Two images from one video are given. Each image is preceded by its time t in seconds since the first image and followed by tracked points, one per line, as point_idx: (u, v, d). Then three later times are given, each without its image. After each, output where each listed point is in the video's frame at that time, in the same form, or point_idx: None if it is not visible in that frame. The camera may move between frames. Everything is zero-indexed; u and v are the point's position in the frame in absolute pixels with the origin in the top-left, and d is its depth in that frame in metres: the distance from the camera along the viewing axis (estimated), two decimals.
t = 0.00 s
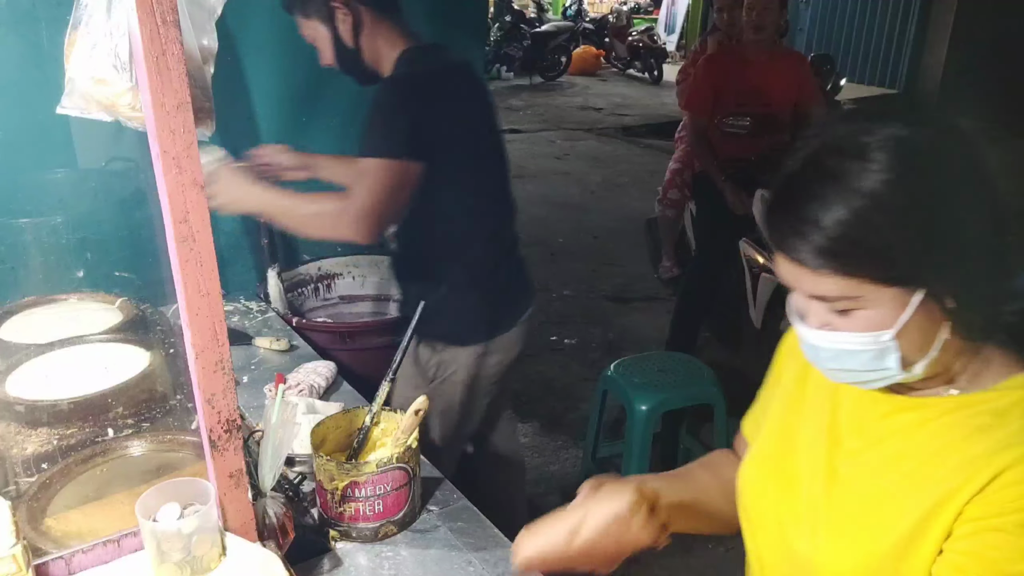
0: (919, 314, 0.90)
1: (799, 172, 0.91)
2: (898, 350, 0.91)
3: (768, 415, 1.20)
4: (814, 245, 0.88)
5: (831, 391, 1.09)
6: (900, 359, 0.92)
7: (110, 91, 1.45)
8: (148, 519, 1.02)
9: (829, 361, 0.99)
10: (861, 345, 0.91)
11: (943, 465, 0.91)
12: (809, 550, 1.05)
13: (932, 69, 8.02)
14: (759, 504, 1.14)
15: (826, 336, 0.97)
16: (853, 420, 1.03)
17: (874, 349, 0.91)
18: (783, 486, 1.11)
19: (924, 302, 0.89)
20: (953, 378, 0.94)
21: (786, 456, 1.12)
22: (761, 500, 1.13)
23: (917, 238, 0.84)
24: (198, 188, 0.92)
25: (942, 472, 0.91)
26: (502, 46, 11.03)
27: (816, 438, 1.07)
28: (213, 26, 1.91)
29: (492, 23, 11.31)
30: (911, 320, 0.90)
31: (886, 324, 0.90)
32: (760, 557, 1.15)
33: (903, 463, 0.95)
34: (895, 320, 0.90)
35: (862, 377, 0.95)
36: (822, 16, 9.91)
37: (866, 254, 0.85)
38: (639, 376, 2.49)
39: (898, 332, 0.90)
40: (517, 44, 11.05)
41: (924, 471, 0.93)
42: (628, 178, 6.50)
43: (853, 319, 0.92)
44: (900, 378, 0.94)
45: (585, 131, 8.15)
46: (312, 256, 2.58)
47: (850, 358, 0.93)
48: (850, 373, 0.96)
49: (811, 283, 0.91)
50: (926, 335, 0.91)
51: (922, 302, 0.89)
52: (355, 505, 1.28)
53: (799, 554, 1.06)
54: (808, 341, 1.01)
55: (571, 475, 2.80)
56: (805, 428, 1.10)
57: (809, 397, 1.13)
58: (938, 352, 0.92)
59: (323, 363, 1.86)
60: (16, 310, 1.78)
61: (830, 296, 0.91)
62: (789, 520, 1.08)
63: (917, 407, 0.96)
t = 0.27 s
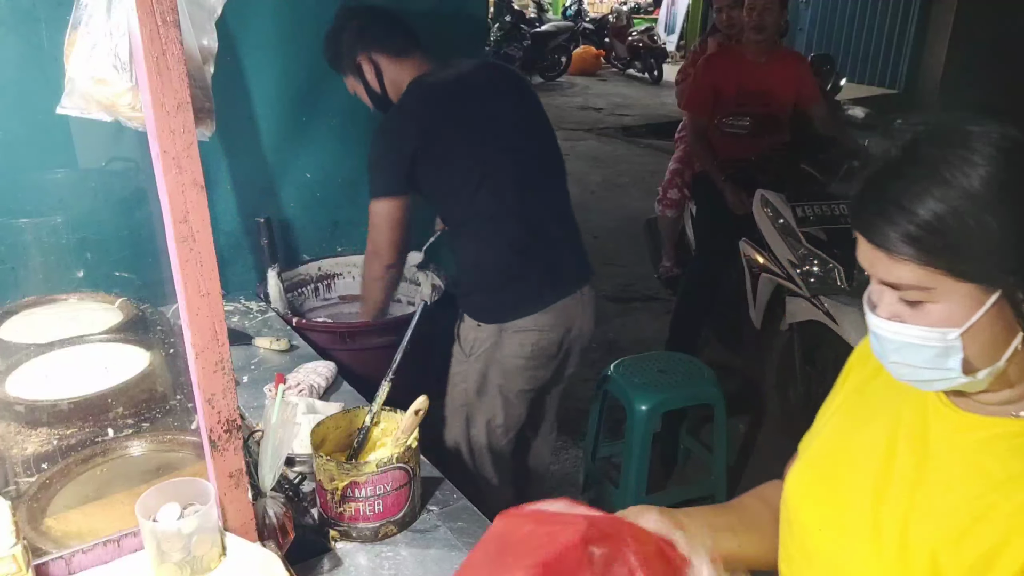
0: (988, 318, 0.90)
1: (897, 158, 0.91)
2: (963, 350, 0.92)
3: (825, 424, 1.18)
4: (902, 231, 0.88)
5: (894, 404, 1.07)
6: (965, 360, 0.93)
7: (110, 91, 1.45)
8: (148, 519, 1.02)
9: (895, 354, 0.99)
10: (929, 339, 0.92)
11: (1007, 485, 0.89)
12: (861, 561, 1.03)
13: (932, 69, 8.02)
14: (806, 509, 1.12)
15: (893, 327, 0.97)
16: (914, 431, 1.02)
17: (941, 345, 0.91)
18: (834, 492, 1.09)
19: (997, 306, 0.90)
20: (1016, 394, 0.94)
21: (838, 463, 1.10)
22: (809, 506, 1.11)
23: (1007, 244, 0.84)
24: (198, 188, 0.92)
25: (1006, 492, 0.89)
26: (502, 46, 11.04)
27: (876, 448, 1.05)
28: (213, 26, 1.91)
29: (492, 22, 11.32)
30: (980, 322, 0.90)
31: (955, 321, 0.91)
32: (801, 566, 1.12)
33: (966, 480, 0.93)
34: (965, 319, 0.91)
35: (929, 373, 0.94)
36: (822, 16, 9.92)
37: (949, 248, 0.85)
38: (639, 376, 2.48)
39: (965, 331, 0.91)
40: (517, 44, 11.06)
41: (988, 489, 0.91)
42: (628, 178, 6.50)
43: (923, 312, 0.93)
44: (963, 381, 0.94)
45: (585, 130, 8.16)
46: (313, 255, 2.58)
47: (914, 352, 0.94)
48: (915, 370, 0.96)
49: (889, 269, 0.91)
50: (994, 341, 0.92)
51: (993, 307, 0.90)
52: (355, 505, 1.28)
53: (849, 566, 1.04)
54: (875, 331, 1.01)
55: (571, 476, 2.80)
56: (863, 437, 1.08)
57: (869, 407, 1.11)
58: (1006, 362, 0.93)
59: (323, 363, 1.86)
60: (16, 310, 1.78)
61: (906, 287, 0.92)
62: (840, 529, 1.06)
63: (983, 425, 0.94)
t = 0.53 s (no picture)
0: (1003, 330, 0.86)
1: (899, 166, 0.85)
2: (974, 363, 0.88)
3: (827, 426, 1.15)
4: (908, 246, 0.83)
5: (898, 406, 1.04)
6: (977, 373, 0.89)
7: (110, 91, 1.45)
8: (148, 519, 1.02)
9: (903, 368, 0.95)
10: (941, 353, 0.88)
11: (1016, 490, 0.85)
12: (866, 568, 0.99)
13: (932, 70, 8.04)
14: (810, 514, 1.08)
15: (901, 342, 0.94)
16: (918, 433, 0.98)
17: (952, 359, 0.88)
18: (837, 496, 1.05)
19: (1011, 316, 0.85)
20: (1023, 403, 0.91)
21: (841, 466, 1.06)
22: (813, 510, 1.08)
23: None
24: (198, 188, 0.92)
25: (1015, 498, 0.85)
26: (502, 46, 11.04)
27: (881, 452, 1.02)
28: (213, 25, 1.90)
29: (492, 22, 11.33)
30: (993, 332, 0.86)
31: (966, 334, 0.87)
32: None
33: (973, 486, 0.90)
34: (977, 332, 0.86)
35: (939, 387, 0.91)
36: (822, 16, 9.94)
37: (959, 262, 0.80)
38: (639, 376, 2.48)
39: (978, 344, 0.87)
40: (517, 44, 11.06)
41: (997, 496, 0.87)
42: (627, 178, 6.51)
43: (934, 326, 0.89)
44: (976, 394, 0.90)
45: (585, 130, 8.16)
46: (313, 255, 2.58)
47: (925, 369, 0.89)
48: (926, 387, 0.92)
49: (897, 285, 0.87)
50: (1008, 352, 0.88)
51: (1009, 320, 0.85)
52: (355, 505, 1.28)
53: None
54: (883, 346, 0.97)
55: (571, 476, 2.80)
56: (867, 440, 1.05)
57: (871, 409, 1.08)
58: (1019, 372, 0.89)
59: (323, 363, 1.86)
60: (16, 310, 1.78)
61: (913, 301, 0.87)
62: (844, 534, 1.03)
63: (990, 429, 0.91)
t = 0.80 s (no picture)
0: (954, 326, 0.87)
1: (846, 174, 0.87)
2: (928, 360, 0.89)
3: (800, 424, 1.16)
4: (855, 251, 0.84)
5: (865, 398, 1.06)
6: (931, 370, 0.90)
7: (110, 91, 1.45)
8: (148, 519, 1.02)
9: (864, 366, 0.98)
10: (893, 352, 0.89)
11: (984, 475, 0.86)
12: (845, 560, 1.00)
13: (932, 69, 8.04)
14: (791, 510, 1.09)
15: (860, 341, 0.96)
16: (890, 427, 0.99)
17: (906, 357, 0.89)
18: (816, 492, 1.06)
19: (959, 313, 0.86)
20: (987, 394, 0.92)
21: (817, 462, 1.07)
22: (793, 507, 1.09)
23: (972, 255, 0.78)
24: (198, 188, 0.92)
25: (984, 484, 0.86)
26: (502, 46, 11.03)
27: (853, 446, 1.03)
28: (213, 25, 1.91)
29: (492, 23, 11.33)
30: (943, 331, 0.87)
31: (917, 333, 0.88)
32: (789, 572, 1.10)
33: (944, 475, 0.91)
34: (927, 331, 0.88)
35: (893, 383, 0.93)
36: (822, 16, 9.94)
37: (904, 265, 0.82)
38: (639, 375, 2.48)
39: (929, 342, 0.88)
40: (517, 44, 11.04)
41: (957, 483, 0.89)
42: (628, 178, 6.51)
43: (888, 326, 0.91)
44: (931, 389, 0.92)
45: (585, 131, 8.16)
46: (313, 255, 2.58)
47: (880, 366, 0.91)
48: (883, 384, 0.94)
49: (848, 288, 0.88)
50: (960, 349, 0.88)
51: (960, 316, 0.86)
52: (355, 505, 1.28)
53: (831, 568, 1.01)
54: (845, 346, 1.00)
55: (571, 476, 2.80)
56: (841, 434, 1.06)
57: (842, 405, 1.09)
58: (973, 367, 0.89)
59: (323, 363, 1.86)
60: (16, 309, 1.79)
61: (867, 304, 0.88)
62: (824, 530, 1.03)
63: (958, 418, 0.92)
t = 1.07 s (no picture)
0: (965, 303, 0.89)
1: (879, 143, 0.89)
2: (938, 335, 0.90)
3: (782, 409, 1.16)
4: (886, 214, 0.86)
5: (855, 383, 1.07)
6: (941, 345, 0.91)
7: (110, 91, 1.45)
8: (148, 519, 1.02)
9: (867, 339, 0.98)
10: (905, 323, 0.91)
11: (986, 461, 0.88)
12: (832, 543, 1.00)
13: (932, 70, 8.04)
14: (774, 494, 1.09)
15: (869, 312, 0.96)
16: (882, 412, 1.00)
17: (918, 329, 0.90)
18: (804, 475, 1.06)
19: (974, 289, 0.88)
20: (988, 376, 0.93)
21: (805, 447, 1.07)
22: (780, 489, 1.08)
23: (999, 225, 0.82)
24: (198, 188, 0.92)
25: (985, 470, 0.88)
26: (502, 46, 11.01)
27: (844, 430, 1.03)
28: (213, 26, 1.90)
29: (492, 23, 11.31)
30: (959, 311, 0.89)
31: (932, 307, 0.90)
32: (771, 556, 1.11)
33: (941, 459, 0.92)
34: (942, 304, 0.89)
35: (902, 360, 0.94)
36: (823, 16, 9.93)
37: (934, 232, 0.84)
38: (639, 376, 2.48)
39: (942, 316, 0.90)
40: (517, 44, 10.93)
41: (953, 467, 0.91)
42: (627, 178, 6.51)
43: (900, 296, 0.92)
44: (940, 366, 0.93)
45: (585, 131, 8.16)
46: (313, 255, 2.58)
47: (891, 337, 0.92)
48: (891, 358, 0.95)
49: (868, 254, 0.89)
50: (970, 326, 0.90)
51: (972, 293, 0.88)
52: (355, 505, 1.28)
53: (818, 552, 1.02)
54: (847, 314, 1.00)
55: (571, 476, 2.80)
56: (830, 419, 1.06)
57: (829, 389, 1.09)
58: (980, 347, 0.91)
59: (323, 363, 1.86)
60: (16, 309, 1.79)
61: (886, 271, 0.89)
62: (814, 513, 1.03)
63: (956, 404, 0.93)
